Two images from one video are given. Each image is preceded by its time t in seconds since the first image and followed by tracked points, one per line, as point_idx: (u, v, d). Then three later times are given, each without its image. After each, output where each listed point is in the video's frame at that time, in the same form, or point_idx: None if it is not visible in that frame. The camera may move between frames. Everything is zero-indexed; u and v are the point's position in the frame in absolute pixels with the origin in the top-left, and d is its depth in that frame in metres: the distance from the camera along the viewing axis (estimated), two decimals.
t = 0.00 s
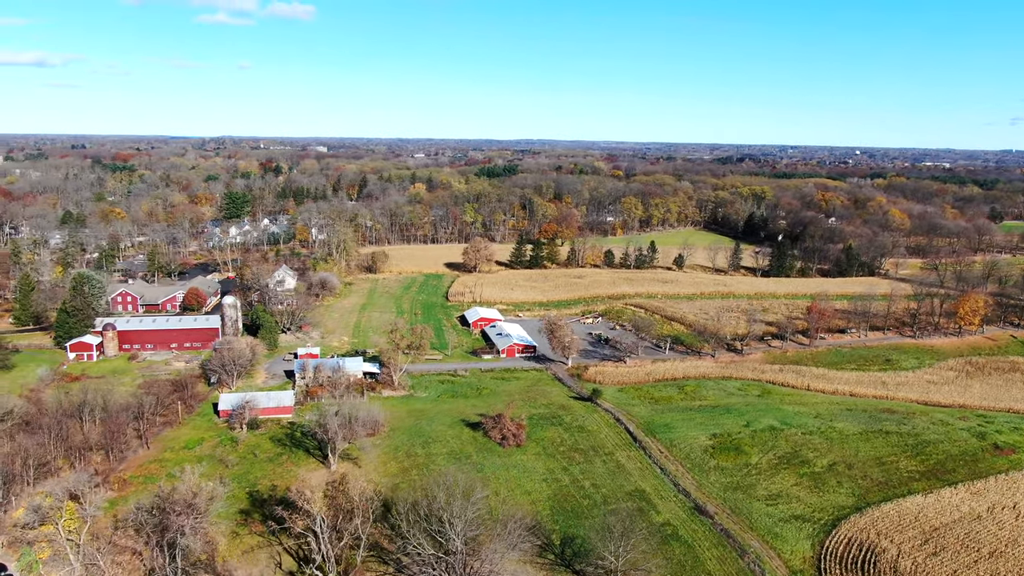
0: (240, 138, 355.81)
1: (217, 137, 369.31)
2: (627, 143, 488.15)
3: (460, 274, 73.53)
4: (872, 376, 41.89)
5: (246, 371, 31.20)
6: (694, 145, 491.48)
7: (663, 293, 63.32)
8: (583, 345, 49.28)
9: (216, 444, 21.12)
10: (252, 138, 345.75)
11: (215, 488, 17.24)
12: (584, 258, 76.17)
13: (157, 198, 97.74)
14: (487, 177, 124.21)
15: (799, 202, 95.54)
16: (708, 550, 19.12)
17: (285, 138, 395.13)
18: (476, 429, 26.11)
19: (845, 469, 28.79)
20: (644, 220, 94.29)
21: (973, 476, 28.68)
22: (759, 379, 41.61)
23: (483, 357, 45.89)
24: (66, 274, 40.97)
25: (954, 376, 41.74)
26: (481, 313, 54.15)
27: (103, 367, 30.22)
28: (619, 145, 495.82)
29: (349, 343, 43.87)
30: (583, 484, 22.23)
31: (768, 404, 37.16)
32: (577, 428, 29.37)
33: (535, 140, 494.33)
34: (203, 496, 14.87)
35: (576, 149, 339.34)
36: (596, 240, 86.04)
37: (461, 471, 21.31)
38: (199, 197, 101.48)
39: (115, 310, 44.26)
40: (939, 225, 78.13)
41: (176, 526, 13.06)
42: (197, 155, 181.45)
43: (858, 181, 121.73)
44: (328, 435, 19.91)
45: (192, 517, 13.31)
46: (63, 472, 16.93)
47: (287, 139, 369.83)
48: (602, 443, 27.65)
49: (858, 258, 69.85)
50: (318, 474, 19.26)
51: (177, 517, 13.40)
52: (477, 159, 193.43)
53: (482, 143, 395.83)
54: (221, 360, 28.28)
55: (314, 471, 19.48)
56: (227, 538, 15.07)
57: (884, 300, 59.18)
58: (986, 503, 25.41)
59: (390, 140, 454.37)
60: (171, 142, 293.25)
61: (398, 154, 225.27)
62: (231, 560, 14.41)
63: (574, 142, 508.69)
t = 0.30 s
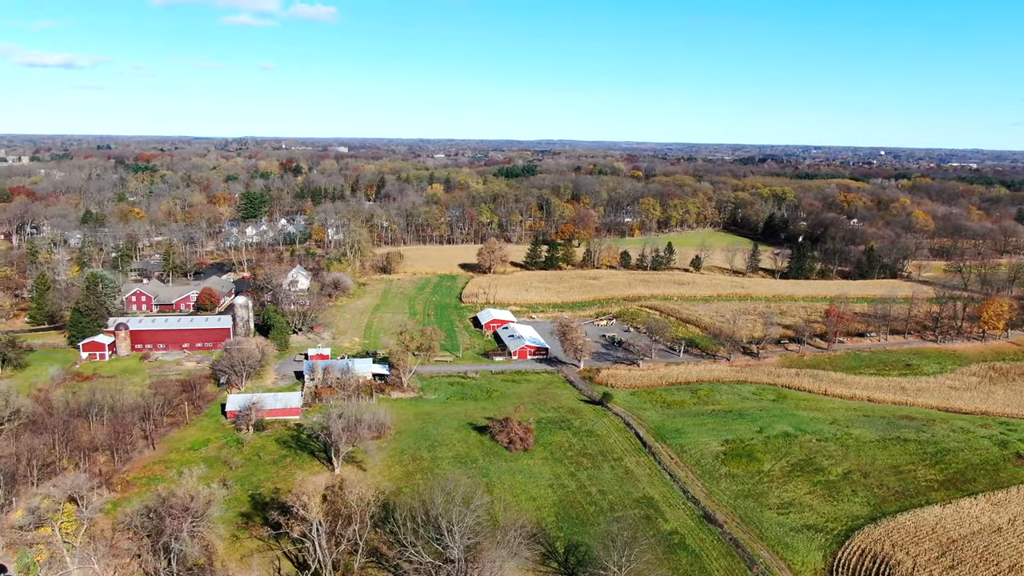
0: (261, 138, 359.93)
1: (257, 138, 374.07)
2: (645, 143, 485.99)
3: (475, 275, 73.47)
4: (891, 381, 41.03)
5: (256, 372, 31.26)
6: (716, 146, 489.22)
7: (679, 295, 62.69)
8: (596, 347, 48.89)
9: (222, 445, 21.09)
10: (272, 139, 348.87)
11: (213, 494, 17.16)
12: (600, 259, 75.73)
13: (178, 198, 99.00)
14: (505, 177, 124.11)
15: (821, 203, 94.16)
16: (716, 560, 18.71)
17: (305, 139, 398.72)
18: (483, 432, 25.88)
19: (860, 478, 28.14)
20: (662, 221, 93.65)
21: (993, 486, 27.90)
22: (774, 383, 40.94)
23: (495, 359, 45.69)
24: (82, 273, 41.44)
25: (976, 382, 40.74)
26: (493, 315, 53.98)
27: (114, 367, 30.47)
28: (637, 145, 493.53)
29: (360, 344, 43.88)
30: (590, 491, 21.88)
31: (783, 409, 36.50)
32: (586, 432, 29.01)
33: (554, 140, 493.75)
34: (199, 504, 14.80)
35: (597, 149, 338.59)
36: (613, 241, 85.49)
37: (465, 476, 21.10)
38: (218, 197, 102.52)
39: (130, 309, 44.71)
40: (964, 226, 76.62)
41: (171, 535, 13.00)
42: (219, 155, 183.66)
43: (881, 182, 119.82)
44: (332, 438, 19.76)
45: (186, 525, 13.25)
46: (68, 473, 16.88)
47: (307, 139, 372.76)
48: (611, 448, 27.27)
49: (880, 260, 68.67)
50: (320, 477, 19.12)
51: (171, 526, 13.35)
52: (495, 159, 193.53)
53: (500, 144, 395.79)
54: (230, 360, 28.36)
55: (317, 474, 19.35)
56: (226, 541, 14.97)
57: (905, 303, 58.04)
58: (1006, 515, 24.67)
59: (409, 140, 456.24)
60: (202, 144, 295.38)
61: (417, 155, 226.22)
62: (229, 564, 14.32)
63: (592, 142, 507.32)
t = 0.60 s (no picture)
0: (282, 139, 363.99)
1: (278, 138, 378.51)
2: (664, 143, 482.95)
3: (490, 276, 73.33)
4: (911, 387, 40.12)
5: (265, 373, 31.33)
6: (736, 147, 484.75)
7: (694, 297, 62.03)
8: (609, 350, 48.48)
9: (227, 447, 21.08)
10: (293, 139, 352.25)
11: (214, 498, 17.08)
12: (615, 260, 75.22)
13: (197, 198, 100.08)
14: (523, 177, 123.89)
15: (843, 203, 92.74)
16: (724, 571, 18.30)
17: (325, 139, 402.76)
18: (490, 436, 25.65)
19: (876, 487, 27.48)
20: (681, 221, 93.01)
21: (1015, 497, 27.08)
22: (790, 388, 40.24)
23: (506, 361, 45.45)
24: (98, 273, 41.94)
25: (1000, 389, 39.70)
26: (506, 316, 53.75)
27: (125, 366, 30.74)
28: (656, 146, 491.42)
29: (371, 345, 43.88)
30: (596, 497, 21.55)
31: (798, 415, 35.83)
32: (595, 437, 28.65)
33: (572, 140, 492.56)
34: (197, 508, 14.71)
35: (616, 149, 337.66)
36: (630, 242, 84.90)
37: (470, 481, 20.90)
38: (236, 197, 103.52)
39: (145, 309, 45.16)
40: (991, 228, 75.02)
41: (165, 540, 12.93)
42: (240, 155, 185.66)
43: (906, 183, 117.81)
44: (335, 441, 19.64)
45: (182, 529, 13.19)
46: (71, 473, 16.91)
47: (328, 140, 376.04)
48: (620, 454, 26.92)
49: (903, 261, 67.44)
50: (323, 481, 19.00)
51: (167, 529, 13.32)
52: (513, 159, 193.35)
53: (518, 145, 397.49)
54: (238, 362, 28.41)
55: (320, 477, 19.24)
56: (225, 545, 14.88)
57: (927, 307, 56.88)
58: None
59: (427, 140, 458.00)
60: (224, 143, 299.45)
61: (436, 155, 226.98)
62: (227, 569, 14.23)
63: (610, 142, 505.33)
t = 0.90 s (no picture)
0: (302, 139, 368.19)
1: (298, 138, 382.22)
2: (683, 143, 479.91)
3: (504, 276, 73.14)
4: (931, 393, 39.22)
5: (274, 374, 31.36)
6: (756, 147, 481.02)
7: (710, 299, 61.32)
8: (622, 353, 48.01)
9: (232, 449, 20.98)
10: (313, 140, 355.04)
11: (216, 500, 16.98)
12: (631, 262, 74.67)
13: (216, 198, 101.10)
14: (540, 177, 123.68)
15: (865, 204, 91.24)
16: None
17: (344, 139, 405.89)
18: (496, 441, 25.42)
19: (892, 497, 26.83)
20: (699, 222, 92.29)
21: None
22: (806, 394, 39.51)
23: (517, 363, 45.19)
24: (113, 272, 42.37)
25: None
26: (519, 318, 53.47)
27: (136, 366, 30.94)
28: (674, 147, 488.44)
29: (381, 346, 43.87)
30: (603, 504, 21.20)
31: (813, 422, 35.15)
32: (603, 442, 28.31)
33: (589, 141, 491.13)
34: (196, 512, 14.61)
35: (635, 150, 336.34)
36: (647, 243, 84.24)
37: (474, 486, 20.67)
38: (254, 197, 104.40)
39: (159, 309, 45.55)
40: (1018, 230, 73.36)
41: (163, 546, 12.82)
42: (260, 156, 187.40)
43: (931, 183, 115.81)
44: (339, 445, 19.49)
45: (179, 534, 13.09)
46: (75, 474, 16.91)
47: (347, 141, 378.45)
48: (628, 460, 26.54)
49: (925, 264, 66.15)
50: (326, 484, 18.86)
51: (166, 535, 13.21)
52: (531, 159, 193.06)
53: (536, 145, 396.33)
54: (247, 363, 28.44)
55: (323, 481, 19.09)
56: (224, 550, 14.75)
57: (949, 310, 55.65)
58: None
59: (445, 141, 459.29)
60: (246, 144, 303.65)
61: (454, 155, 227.38)
62: (226, 574, 14.11)
63: (628, 142, 503.36)
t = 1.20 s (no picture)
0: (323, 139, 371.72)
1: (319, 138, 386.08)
2: (703, 143, 476.44)
3: (519, 277, 72.92)
4: (952, 399, 38.30)
5: (282, 375, 31.38)
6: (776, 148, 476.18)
7: (726, 302, 60.52)
8: (635, 356, 47.54)
9: (236, 450, 20.94)
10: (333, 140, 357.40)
11: (217, 504, 16.89)
12: (647, 263, 74.07)
13: (235, 198, 102.06)
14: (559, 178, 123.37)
15: (887, 205, 89.70)
16: None
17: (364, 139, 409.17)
18: (503, 445, 25.18)
19: (908, 507, 26.17)
20: (718, 223, 91.37)
21: None
22: (821, 399, 38.78)
23: (528, 366, 44.91)
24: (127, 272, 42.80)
25: None
26: (531, 320, 53.19)
27: (146, 366, 31.16)
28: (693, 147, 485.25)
29: (392, 348, 43.83)
30: (608, 512, 20.85)
31: (828, 428, 34.45)
32: (612, 448, 27.95)
33: (608, 141, 489.13)
34: (193, 517, 14.52)
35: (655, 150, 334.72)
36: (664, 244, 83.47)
37: (477, 492, 20.43)
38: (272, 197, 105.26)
39: (173, 309, 45.96)
40: None
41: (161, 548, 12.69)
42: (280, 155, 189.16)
43: (958, 184, 113.54)
44: (342, 449, 19.37)
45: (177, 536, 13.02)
46: (77, 475, 16.85)
47: (367, 141, 380.70)
48: (637, 466, 26.16)
49: (949, 267, 64.82)
50: (329, 489, 18.74)
51: (163, 537, 13.10)
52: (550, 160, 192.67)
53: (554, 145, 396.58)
54: (255, 364, 28.50)
55: (325, 485, 18.98)
56: (223, 555, 14.64)
57: (973, 314, 54.40)
58: None
59: (464, 141, 459.88)
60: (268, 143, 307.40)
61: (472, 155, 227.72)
62: None
63: (646, 142, 500.58)
